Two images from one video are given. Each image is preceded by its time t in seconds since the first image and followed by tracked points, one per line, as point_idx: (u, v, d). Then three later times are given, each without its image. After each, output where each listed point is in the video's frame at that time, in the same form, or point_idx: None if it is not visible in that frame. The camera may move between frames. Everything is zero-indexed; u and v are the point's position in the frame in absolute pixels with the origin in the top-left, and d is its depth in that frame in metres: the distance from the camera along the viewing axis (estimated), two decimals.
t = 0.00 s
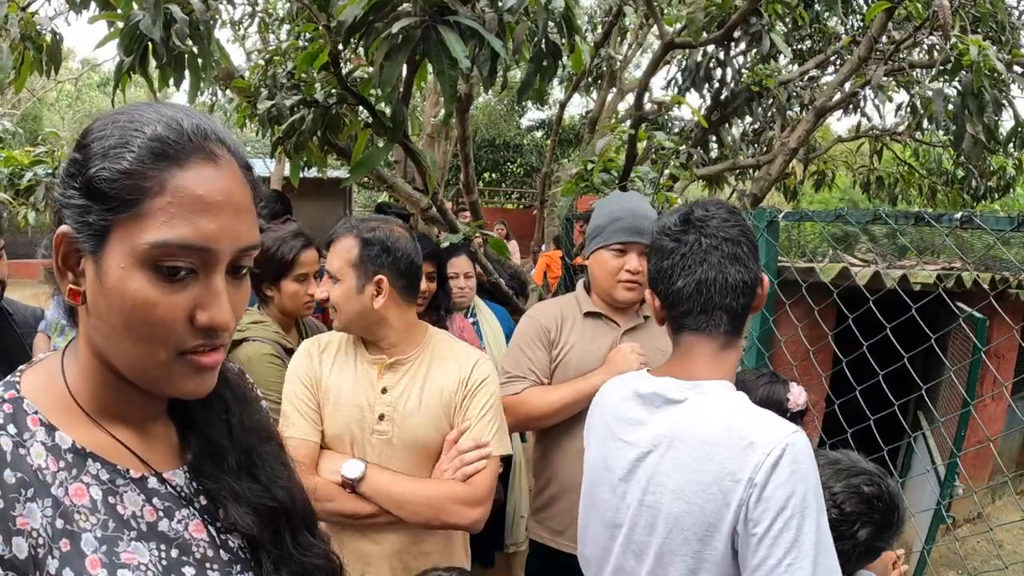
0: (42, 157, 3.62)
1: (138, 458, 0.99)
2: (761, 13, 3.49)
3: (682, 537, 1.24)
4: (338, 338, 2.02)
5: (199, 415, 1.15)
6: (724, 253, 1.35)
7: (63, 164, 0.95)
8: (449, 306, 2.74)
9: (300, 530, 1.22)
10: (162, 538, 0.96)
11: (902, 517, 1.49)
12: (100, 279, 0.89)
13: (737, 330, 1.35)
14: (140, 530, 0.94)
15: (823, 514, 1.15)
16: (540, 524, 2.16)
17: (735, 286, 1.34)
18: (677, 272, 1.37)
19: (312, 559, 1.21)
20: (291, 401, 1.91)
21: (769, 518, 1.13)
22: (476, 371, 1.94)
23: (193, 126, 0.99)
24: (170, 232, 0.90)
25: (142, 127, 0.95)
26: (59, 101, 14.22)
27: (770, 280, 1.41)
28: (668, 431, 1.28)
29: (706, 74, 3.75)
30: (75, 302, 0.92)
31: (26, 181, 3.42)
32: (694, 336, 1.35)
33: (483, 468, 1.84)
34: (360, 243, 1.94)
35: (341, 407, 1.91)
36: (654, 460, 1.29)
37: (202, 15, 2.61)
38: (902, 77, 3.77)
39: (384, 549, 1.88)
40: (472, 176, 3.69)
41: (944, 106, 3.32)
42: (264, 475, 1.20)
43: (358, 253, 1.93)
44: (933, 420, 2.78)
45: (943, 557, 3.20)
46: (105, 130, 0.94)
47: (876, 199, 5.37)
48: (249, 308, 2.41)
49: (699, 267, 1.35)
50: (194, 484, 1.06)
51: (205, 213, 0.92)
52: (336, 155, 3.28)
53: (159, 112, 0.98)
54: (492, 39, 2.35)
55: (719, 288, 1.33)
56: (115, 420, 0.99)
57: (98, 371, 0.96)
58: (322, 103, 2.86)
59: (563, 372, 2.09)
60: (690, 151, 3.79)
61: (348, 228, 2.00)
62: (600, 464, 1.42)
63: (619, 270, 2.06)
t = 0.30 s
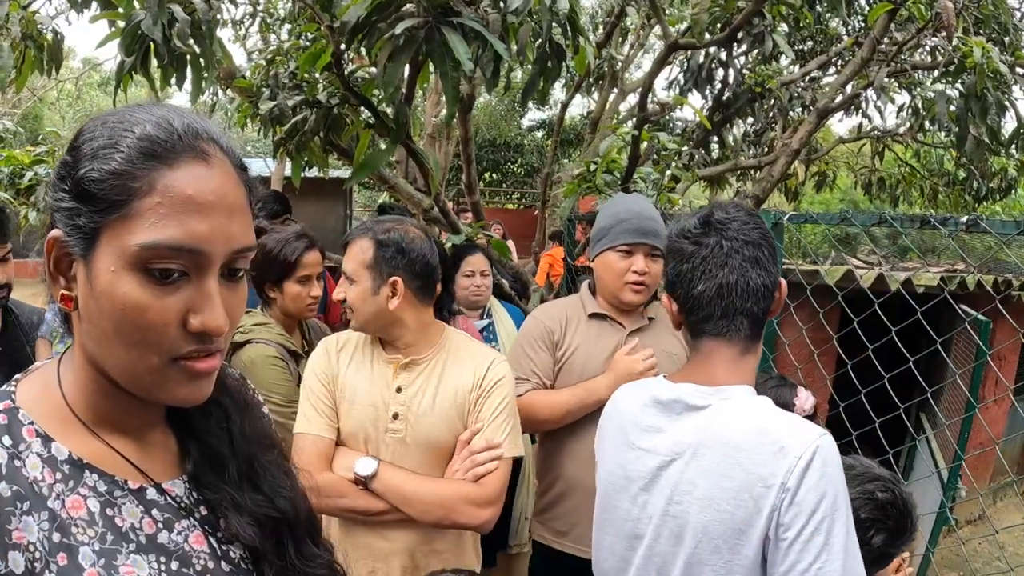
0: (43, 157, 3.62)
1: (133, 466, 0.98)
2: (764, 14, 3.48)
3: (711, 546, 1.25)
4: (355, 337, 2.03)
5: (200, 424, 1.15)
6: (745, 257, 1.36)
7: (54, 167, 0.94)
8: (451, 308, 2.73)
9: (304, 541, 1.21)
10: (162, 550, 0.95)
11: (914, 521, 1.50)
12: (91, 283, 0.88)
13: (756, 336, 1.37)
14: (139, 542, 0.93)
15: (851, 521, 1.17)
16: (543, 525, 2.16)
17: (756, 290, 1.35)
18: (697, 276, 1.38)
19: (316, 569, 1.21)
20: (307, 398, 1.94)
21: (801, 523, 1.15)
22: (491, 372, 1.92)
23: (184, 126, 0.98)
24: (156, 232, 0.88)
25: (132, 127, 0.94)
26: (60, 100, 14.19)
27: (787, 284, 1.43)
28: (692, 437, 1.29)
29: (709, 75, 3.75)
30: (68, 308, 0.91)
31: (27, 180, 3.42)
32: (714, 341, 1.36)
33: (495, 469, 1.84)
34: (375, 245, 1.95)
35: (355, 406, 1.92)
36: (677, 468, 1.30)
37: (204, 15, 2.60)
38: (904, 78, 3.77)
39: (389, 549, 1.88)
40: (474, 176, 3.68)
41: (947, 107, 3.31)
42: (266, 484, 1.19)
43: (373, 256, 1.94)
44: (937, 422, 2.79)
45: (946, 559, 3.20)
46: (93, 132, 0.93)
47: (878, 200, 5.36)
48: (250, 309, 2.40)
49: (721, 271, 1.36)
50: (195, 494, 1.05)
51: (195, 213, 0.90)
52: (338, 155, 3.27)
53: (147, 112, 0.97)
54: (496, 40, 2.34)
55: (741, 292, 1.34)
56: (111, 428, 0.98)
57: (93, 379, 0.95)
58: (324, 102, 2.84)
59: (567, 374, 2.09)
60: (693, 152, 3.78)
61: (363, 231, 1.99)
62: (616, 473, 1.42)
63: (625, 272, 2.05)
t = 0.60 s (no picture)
0: (44, 158, 3.61)
1: (135, 483, 0.98)
2: (767, 16, 3.48)
3: (703, 552, 1.26)
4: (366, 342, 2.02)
5: (204, 437, 1.14)
6: (759, 268, 1.36)
7: (48, 182, 0.94)
8: (453, 311, 2.73)
9: (312, 553, 1.21)
10: (170, 567, 0.95)
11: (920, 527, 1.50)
12: (90, 300, 0.87)
13: (767, 347, 1.36)
14: (148, 561, 0.93)
15: (846, 536, 1.17)
16: (549, 529, 2.16)
17: (768, 302, 1.35)
18: (711, 285, 1.38)
19: None
20: (320, 407, 1.94)
21: (795, 536, 1.15)
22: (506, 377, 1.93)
23: (180, 137, 0.97)
24: (155, 248, 0.87)
25: (126, 139, 0.94)
26: (58, 98, 14.14)
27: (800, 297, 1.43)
28: (694, 444, 1.29)
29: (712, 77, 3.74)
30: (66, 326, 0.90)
31: (29, 182, 3.41)
32: (724, 350, 1.36)
33: (510, 471, 1.84)
34: (400, 269, 1.87)
35: (370, 412, 1.92)
36: (677, 473, 1.30)
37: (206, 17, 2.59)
38: (906, 81, 3.77)
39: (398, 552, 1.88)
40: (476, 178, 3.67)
41: (950, 110, 3.31)
42: (273, 497, 1.19)
43: (399, 280, 1.86)
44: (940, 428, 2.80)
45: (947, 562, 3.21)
46: (87, 146, 0.93)
47: (880, 202, 5.37)
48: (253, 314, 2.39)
49: (735, 281, 1.36)
50: (201, 509, 1.05)
51: (193, 227, 0.90)
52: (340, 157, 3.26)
53: (140, 124, 0.96)
54: (500, 43, 2.33)
55: (753, 303, 1.34)
56: (112, 447, 0.98)
57: (93, 397, 0.95)
58: (327, 105, 2.83)
59: (570, 380, 2.09)
60: (695, 153, 3.78)
61: (377, 253, 1.89)
62: (618, 473, 1.42)
63: (633, 274, 2.05)
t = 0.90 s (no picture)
0: (43, 157, 3.60)
1: (129, 484, 0.97)
2: (766, 17, 3.48)
3: (725, 565, 1.25)
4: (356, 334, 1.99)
5: (199, 439, 1.14)
6: (776, 266, 1.35)
7: (45, 180, 0.92)
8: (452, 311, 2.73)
9: (307, 553, 1.21)
10: (165, 569, 0.95)
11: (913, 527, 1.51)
12: (92, 297, 0.86)
13: (781, 349, 1.36)
14: (142, 563, 0.93)
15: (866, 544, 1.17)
16: (547, 529, 2.15)
17: (785, 300, 1.34)
18: (725, 282, 1.37)
19: None
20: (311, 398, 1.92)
21: (819, 546, 1.16)
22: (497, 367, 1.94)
23: (182, 134, 0.97)
24: (159, 242, 0.87)
25: (129, 136, 0.93)
26: (60, 99, 14.14)
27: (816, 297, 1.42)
28: (713, 453, 1.28)
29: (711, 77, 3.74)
30: (63, 325, 0.88)
31: (27, 181, 3.40)
32: (739, 351, 1.35)
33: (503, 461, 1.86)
34: (416, 290, 1.83)
35: (360, 404, 1.91)
36: (695, 484, 1.30)
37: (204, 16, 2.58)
38: (906, 81, 3.77)
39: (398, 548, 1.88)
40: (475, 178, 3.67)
41: (950, 111, 3.31)
42: (267, 497, 1.18)
43: (416, 301, 1.83)
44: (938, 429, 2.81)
45: (946, 563, 3.21)
46: (87, 141, 0.91)
47: (880, 203, 5.37)
48: (251, 314, 2.39)
49: (751, 279, 1.35)
50: (195, 510, 1.05)
51: (199, 221, 0.90)
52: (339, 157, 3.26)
53: (142, 121, 0.96)
54: (499, 42, 2.32)
55: (770, 302, 1.34)
56: (107, 447, 0.98)
57: (88, 397, 0.95)
58: (326, 105, 2.83)
59: (568, 380, 2.09)
60: (695, 153, 3.77)
61: (386, 276, 1.81)
62: (631, 485, 1.42)
63: (634, 274, 2.04)
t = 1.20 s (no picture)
0: (43, 159, 3.61)
1: (132, 493, 0.98)
2: (765, 19, 3.48)
3: None
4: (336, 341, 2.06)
5: (201, 448, 1.14)
6: (790, 276, 1.35)
7: (50, 195, 0.91)
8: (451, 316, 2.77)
9: (307, 560, 1.21)
10: None
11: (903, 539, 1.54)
12: (104, 308, 0.86)
13: (793, 360, 1.36)
14: (143, 570, 0.93)
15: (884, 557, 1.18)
16: (542, 532, 2.16)
17: (799, 311, 1.34)
18: (739, 292, 1.37)
19: None
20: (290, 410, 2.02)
21: (841, 559, 1.16)
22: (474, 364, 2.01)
23: (188, 148, 0.97)
24: (170, 251, 0.88)
25: (137, 151, 0.93)
26: (61, 99, 14.14)
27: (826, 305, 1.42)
28: (731, 468, 1.28)
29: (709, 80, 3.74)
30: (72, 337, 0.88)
31: (27, 183, 3.40)
32: (751, 361, 1.35)
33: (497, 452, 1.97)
34: (410, 297, 1.86)
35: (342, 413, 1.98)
36: (712, 500, 1.29)
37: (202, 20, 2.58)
38: (904, 83, 3.76)
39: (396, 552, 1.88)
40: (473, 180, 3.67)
41: (948, 113, 3.31)
42: (267, 503, 1.18)
43: (409, 309, 1.86)
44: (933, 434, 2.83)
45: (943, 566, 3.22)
46: (95, 154, 0.91)
47: (879, 205, 5.36)
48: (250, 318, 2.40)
49: (766, 290, 1.34)
50: (196, 518, 1.06)
51: (209, 232, 0.91)
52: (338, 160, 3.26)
53: (150, 135, 0.96)
54: (496, 47, 2.33)
55: (785, 312, 1.33)
56: (110, 456, 0.98)
57: (92, 407, 0.95)
58: (325, 108, 2.85)
59: (563, 383, 2.10)
60: (694, 155, 3.77)
61: (380, 285, 1.82)
62: (641, 500, 1.41)
63: (632, 278, 2.05)
